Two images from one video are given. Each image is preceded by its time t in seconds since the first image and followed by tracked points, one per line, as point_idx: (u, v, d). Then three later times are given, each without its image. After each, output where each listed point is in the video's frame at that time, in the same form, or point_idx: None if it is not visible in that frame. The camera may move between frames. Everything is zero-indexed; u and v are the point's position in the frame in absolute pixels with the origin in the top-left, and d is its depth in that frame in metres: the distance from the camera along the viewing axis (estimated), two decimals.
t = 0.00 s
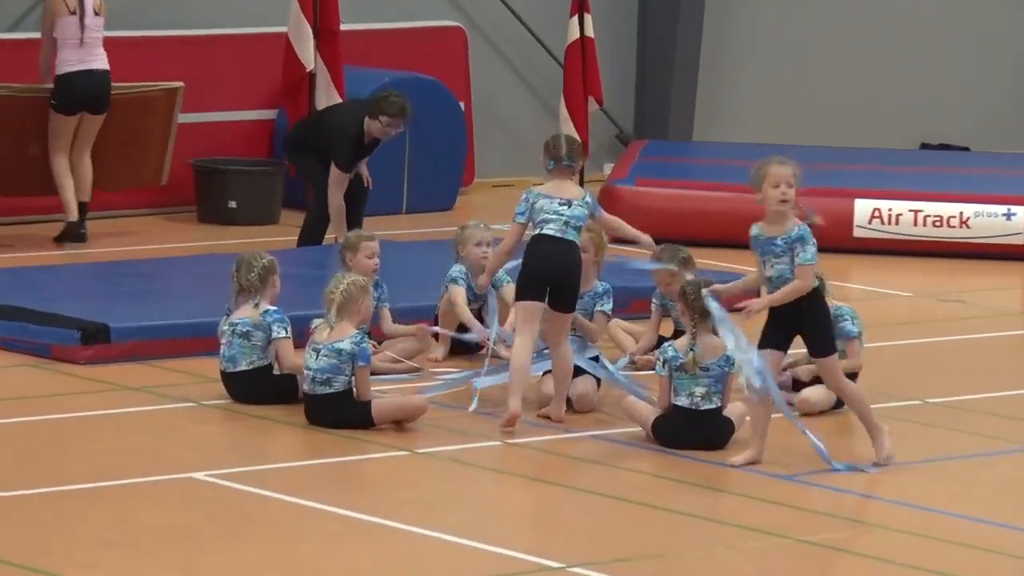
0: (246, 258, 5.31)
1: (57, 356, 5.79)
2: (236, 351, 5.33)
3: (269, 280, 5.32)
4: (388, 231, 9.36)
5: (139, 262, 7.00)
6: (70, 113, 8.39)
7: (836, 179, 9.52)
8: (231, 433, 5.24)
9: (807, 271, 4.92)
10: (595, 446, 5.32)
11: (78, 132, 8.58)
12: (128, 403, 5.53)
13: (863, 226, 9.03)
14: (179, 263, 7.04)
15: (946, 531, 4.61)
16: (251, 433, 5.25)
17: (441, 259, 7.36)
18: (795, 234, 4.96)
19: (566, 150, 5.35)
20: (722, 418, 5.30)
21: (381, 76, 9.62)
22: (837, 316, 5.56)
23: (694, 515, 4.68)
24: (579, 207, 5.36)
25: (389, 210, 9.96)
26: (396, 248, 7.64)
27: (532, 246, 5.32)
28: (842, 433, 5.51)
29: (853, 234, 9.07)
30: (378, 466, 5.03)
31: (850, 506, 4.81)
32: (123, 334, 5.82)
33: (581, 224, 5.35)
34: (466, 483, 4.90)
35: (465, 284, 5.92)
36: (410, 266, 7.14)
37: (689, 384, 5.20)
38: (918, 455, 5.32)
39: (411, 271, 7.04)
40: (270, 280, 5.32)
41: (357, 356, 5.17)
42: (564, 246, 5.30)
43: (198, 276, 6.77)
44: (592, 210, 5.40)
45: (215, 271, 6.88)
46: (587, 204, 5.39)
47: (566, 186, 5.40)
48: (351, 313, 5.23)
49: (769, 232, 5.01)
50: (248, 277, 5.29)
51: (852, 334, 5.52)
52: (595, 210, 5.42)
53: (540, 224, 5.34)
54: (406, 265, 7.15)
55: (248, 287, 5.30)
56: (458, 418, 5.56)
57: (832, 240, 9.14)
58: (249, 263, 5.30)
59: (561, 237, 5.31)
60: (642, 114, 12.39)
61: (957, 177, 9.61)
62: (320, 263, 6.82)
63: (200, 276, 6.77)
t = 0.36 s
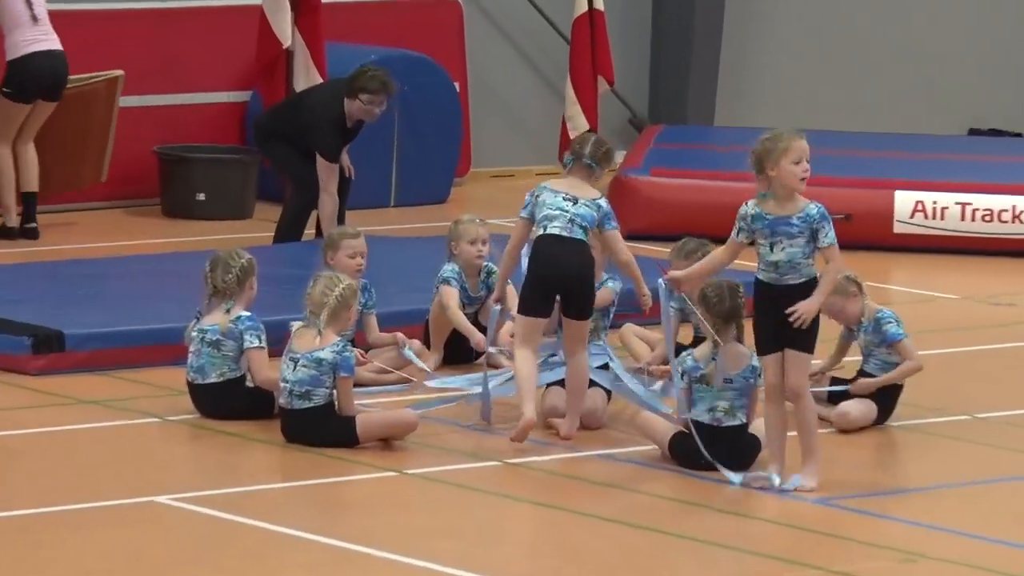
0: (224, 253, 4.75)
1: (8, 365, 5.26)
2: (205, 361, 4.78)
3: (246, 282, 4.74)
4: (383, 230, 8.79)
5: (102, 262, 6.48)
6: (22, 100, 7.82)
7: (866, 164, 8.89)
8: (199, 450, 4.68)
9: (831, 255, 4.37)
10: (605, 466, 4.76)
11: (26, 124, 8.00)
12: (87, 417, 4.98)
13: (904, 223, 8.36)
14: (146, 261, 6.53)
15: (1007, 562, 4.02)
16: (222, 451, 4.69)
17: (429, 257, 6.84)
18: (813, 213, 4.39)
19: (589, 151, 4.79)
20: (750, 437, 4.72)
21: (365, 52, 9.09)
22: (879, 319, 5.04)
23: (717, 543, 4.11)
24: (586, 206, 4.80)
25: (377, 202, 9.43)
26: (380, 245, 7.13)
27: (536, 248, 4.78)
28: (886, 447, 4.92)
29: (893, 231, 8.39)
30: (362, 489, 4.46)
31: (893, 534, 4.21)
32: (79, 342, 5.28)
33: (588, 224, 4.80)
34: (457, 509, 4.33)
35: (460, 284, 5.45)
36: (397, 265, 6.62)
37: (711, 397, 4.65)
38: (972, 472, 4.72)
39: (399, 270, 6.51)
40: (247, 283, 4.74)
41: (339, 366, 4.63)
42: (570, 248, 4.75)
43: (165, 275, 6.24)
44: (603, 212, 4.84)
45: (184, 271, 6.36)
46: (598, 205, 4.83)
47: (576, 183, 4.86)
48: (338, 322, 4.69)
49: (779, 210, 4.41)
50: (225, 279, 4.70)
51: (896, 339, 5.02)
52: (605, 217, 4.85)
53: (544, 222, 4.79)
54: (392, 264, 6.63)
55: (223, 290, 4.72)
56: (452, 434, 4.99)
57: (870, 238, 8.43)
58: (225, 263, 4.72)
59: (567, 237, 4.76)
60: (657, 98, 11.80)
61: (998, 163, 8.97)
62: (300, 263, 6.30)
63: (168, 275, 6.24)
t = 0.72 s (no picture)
0: (197, 249, 4.28)
1: None
2: (168, 372, 4.28)
3: (217, 284, 4.28)
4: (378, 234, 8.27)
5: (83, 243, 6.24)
6: None
7: (891, 155, 8.33)
8: (162, 472, 4.16)
9: (845, 258, 3.83)
10: (614, 489, 4.21)
11: None
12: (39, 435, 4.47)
13: (953, 215, 7.87)
14: (126, 237, 6.25)
15: None
16: (185, 472, 4.16)
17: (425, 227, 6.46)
18: (826, 210, 3.85)
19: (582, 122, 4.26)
20: (776, 453, 4.20)
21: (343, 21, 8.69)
22: (931, 328, 4.49)
23: None
24: (570, 198, 4.23)
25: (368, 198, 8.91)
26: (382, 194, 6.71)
27: (520, 255, 4.24)
28: (933, 472, 4.36)
29: (941, 225, 7.92)
30: (340, 514, 3.92)
31: (948, 568, 3.64)
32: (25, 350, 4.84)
33: (575, 221, 4.23)
34: (446, 537, 3.78)
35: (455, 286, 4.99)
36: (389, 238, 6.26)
37: (737, 411, 4.12)
38: None
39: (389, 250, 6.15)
40: (218, 284, 4.28)
41: (320, 377, 4.11)
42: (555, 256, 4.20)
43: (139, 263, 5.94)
44: (592, 200, 4.25)
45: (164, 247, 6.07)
46: (585, 192, 4.25)
47: (565, 166, 4.29)
48: (327, 326, 4.16)
49: (788, 205, 3.89)
50: (194, 281, 4.23)
51: (950, 349, 4.47)
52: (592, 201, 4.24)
53: (526, 223, 4.24)
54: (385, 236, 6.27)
55: (192, 292, 4.25)
56: (444, 452, 4.45)
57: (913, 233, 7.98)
58: (194, 263, 4.26)
59: (553, 244, 4.20)
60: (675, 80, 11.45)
61: None
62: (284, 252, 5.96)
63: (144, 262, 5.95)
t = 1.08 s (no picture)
0: (166, 245, 3.91)
1: None
2: (137, 381, 3.91)
3: (187, 285, 3.90)
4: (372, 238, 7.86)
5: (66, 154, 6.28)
6: None
7: (914, 147, 8.18)
8: (124, 494, 3.74)
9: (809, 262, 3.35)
10: (629, 514, 3.74)
11: None
12: None
13: (997, 209, 7.57)
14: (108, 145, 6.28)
15: None
16: (157, 493, 3.76)
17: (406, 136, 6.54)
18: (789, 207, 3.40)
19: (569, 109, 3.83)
20: (811, 475, 3.71)
21: None
22: (989, 344, 4.06)
23: None
24: (533, 190, 3.79)
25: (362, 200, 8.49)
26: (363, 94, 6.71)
27: (482, 256, 3.84)
28: (977, 492, 3.96)
29: (986, 220, 7.63)
30: (326, 537, 3.46)
31: None
32: None
33: (538, 215, 3.78)
34: (445, 559, 3.33)
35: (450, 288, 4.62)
36: (370, 156, 6.36)
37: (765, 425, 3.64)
38: None
39: (369, 172, 6.29)
40: (189, 285, 3.91)
41: (306, 387, 3.71)
42: (508, 257, 3.78)
43: (121, 193, 6.03)
44: (559, 193, 3.80)
45: (146, 170, 6.15)
46: (551, 184, 3.80)
47: (542, 157, 3.87)
48: (314, 328, 3.77)
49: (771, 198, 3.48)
50: (161, 281, 3.87)
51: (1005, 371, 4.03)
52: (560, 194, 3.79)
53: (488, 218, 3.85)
54: (366, 155, 6.36)
55: (160, 294, 3.88)
56: (440, 472, 4.05)
57: (958, 227, 7.71)
58: (164, 261, 3.89)
59: (505, 240, 3.79)
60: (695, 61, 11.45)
61: None
62: (264, 185, 6.10)
63: (127, 191, 6.03)
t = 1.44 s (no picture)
0: (156, 245, 3.83)
1: None
2: (128, 385, 3.84)
3: (178, 286, 3.83)
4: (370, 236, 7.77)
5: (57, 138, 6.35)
6: None
7: (920, 147, 8.11)
8: (116, 500, 3.65)
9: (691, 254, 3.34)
10: (632, 520, 3.63)
11: None
12: None
13: (1008, 208, 7.48)
14: (99, 129, 6.34)
15: None
16: (150, 498, 3.68)
17: (393, 123, 6.54)
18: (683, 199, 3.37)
19: (514, 119, 3.71)
20: (816, 478, 3.61)
21: None
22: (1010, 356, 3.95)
23: None
24: (496, 201, 3.68)
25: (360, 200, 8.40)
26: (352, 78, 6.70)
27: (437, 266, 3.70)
28: (986, 497, 3.87)
29: (997, 219, 7.53)
30: (322, 543, 3.37)
31: None
32: None
33: (499, 224, 3.66)
34: (447, 565, 3.24)
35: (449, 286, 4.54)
36: (357, 144, 6.36)
37: (769, 429, 3.56)
38: None
39: (356, 159, 6.29)
40: (179, 287, 3.83)
41: (300, 386, 3.62)
42: (466, 266, 3.64)
43: (110, 180, 6.09)
44: (524, 206, 3.70)
45: (136, 157, 6.21)
46: (515, 195, 3.70)
47: (499, 170, 3.75)
48: (305, 328, 3.68)
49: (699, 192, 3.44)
50: (152, 281, 3.79)
51: None
52: (529, 211, 3.71)
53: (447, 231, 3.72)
54: (353, 142, 6.36)
55: (151, 294, 3.81)
56: (438, 477, 3.97)
57: (969, 226, 7.60)
58: (153, 260, 3.80)
59: (464, 250, 3.66)
60: (699, 57, 11.39)
61: None
62: (251, 173, 6.14)
63: (116, 179, 6.09)
